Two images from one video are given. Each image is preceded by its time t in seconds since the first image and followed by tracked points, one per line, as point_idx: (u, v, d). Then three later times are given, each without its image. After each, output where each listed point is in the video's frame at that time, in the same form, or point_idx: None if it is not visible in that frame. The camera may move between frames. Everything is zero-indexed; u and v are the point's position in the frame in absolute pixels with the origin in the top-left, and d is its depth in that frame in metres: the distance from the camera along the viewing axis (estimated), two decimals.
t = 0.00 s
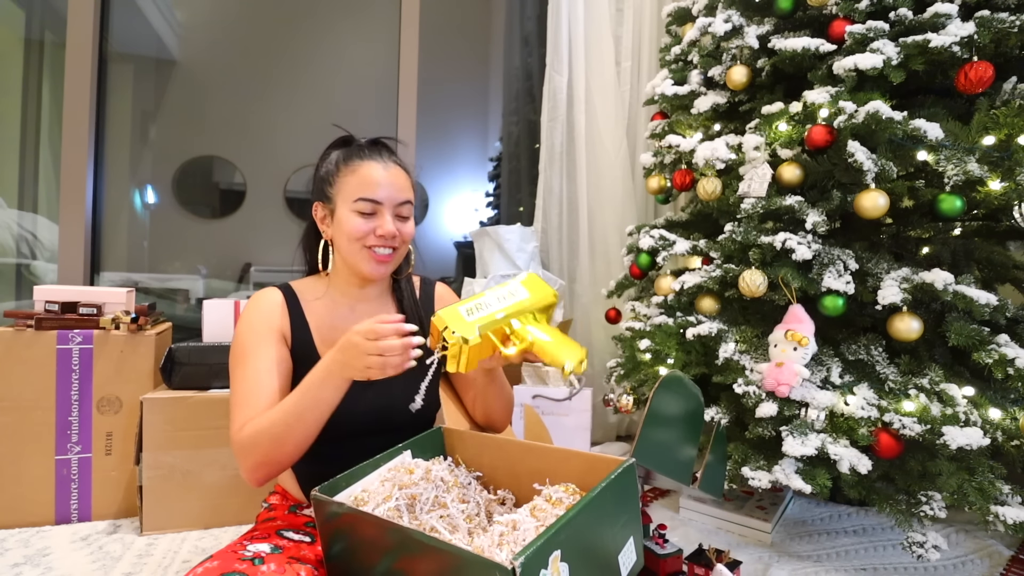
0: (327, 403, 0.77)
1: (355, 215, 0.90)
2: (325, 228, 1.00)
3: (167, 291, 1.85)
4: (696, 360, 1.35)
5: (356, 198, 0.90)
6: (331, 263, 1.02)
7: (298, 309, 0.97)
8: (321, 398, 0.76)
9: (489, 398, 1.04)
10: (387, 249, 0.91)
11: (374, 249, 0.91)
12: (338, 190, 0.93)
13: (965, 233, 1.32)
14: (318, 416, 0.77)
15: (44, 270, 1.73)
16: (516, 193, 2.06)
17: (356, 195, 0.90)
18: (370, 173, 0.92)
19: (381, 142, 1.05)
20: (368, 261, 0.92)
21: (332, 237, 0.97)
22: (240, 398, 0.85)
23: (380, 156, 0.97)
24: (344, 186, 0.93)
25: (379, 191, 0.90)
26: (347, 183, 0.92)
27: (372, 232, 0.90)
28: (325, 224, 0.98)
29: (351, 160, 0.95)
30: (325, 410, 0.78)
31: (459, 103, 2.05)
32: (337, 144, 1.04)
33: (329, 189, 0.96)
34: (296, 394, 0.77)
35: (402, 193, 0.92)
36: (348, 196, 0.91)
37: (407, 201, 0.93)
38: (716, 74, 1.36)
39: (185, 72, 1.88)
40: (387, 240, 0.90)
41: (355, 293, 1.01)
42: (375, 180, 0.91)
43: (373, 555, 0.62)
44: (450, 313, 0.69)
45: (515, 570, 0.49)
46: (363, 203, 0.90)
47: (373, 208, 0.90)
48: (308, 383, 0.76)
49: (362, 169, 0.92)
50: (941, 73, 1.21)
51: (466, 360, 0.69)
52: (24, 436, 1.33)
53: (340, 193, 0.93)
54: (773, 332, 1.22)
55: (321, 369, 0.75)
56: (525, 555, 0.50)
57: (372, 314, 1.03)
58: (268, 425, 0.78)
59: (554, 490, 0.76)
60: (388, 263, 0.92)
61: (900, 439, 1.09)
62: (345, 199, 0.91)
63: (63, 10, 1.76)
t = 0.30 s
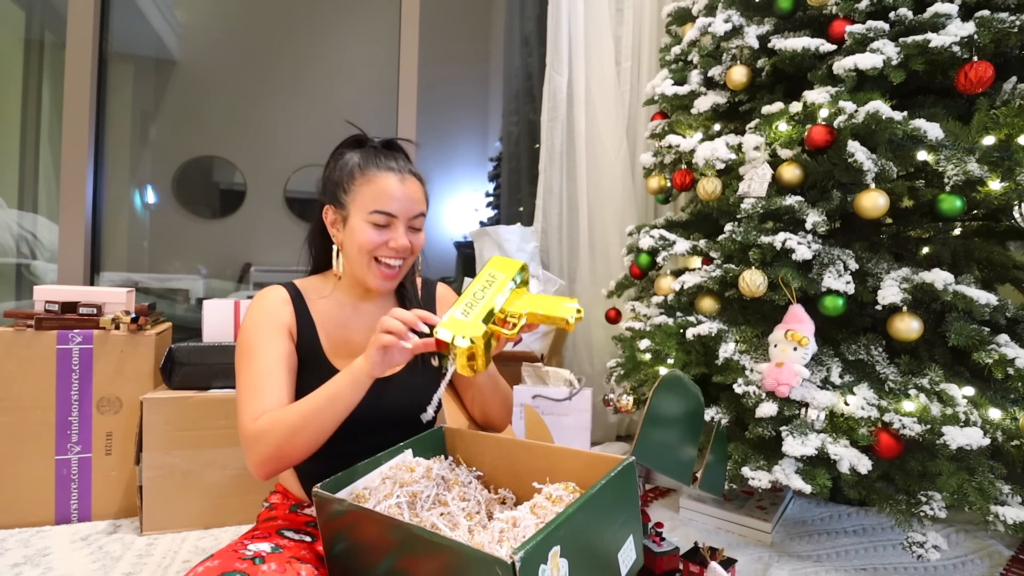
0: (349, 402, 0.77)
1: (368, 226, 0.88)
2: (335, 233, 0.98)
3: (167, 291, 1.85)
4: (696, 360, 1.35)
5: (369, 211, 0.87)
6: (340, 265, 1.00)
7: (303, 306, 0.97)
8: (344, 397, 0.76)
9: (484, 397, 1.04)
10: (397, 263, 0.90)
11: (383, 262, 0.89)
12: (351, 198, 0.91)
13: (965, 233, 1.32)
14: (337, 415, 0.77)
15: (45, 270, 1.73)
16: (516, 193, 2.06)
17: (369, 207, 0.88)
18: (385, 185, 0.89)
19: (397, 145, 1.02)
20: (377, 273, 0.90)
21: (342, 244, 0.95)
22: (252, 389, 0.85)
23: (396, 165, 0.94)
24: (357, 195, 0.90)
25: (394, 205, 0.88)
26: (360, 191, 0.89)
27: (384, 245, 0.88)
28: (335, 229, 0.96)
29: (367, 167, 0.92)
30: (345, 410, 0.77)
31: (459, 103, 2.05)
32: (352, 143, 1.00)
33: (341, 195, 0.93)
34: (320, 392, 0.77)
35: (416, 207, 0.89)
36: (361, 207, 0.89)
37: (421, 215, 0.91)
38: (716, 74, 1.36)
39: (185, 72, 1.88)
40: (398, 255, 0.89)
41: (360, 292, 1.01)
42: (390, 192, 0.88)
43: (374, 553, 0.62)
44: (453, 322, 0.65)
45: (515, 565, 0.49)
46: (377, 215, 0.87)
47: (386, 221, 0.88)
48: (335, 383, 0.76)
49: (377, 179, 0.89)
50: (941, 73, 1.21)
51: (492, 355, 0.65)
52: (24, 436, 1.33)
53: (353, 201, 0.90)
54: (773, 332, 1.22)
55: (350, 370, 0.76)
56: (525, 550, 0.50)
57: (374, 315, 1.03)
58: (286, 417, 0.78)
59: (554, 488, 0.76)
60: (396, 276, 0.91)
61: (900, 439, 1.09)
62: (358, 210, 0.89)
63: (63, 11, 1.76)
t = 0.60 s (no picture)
0: (367, 399, 0.74)
1: (372, 236, 0.88)
2: (339, 238, 0.98)
3: (166, 291, 1.85)
4: (696, 360, 1.35)
5: (374, 221, 0.87)
6: (342, 270, 1.01)
7: (308, 305, 0.97)
8: (366, 395, 0.74)
9: (485, 399, 1.03)
10: (400, 272, 0.90)
11: (387, 272, 0.90)
12: (356, 206, 0.90)
13: (965, 233, 1.32)
14: (354, 413, 0.74)
15: (44, 269, 1.73)
16: (516, 193, 2.06)
17: (374, 218, 0.87)
18: (390, 195, 0.88)
19: (403, 150, 1.01)
20: (380, 282, 0.90)
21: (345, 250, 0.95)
22: (263, 374, 0.82)
23: (402, 172, 0.93)
24: (362, 204, 0.90)
25: (399, 216, 0.87)
26: (365, 200, 0.89)
27: (387, 255, 0.88)
28: (339, 234, 0.96)
29: (372, 174, 0.91)
30: (361, 407, 0.74)
31: (460, 103, 2.05)
32: (357, 146, 0.99)
33: (346, 202, 0.93)
34: (341, 385, 0.74)
35: (421, 216, 0.89)
36: (365, 216, 0.88)
37: (425, 225, 0.91)
38: (716, 74, 1.36)
39: (185, 72, 1.88)
40: (402, 265, 0.89)
41: (363, 294, 1.01)
42: (395, 202, 0.87)
43: (375, 551, 0.62)
44: (457, 348, 0.64)
45: (517, 561, 0.49)
46: (381, 225, 0.87)
47: (391, 232, 0.88)
48: (359, 378, 0.74)
49: (382, 188, 0.89)
50: (941, 73, 1.21)
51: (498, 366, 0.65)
52: (24, 436, 1.33)
53: (358, 210, 0.90)
54: (773, 332, 1.22)
55: (376, 370, 0.74)
56: (528, 546, 0.50)
57: (377, 315, 1.04)
58: (303, 406, 0.75)
59: (554, 486, 0.76)
60: (399, 285, 0.91)
61: (900, 439, 1.09)
62: (363, 219, 0.89)
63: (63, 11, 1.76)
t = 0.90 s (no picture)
0: (376, 409, 0.74)
1: (374, 230, 0.88)
2: (340, 235, 0.97)
3: (167, 291, 1.85)
4: (695, 360, 1.35)
5: (376, 215, 0.87)
6: (342, 267, 1.00)
7: (309, 305, 0.97)
8: (376, 404, 0.74)
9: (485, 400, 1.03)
10: (402, 266, 0.89)
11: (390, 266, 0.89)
12: (357, 201, 0.90)
13: (965, 233, 1.32)
14: (360, 420, 0.74)
15: (44, 269, 1.73)
16: (516, 193, 2.06)
17: (376, 211, 0.87)
18: (392, 189, 0.88)
19: (402, 148, 1.02)
20: (382, 277, 0.90)
21: (346, 246, 0.95)
22: (267, 370, 0.81)
23: (403, 168, 0.93)
24: (363, 198, 0.89)
25: (401, 209, 0.87)
26: (366, 194, 0.89)
27: (389, 249, 0.88)
28: (340, 230, 0.95)
29: (373, 169, 0.91)
30: (369, 415, 0.74)
31: (459, 103, 2.05)
32: (356, 144, 0.99)
33: (347, 197, 0.92)
34: (352, 391, 0.75)
35: (422, 210, 0.89)
36: (367, 210, 0.88)
37: (427, 219, 0.91)
38: (716, 74, 1.36)
39: (185, 72, 1.88)
40: (405, 258, 0.89)
41: (365, 292, 1.01)
42: (396, 196, 0.87)
43: (374, 553, 0.62)
44: (484, 343, 0.66)
45: (515, 565, 0.49)
46: (383, 219, 0.87)
47: (393, 225, 0.88)
48: (372, 388, 0.74)
49: (383, 183, 0.89)
50: (941, 73, 1.21)
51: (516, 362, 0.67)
52: (24, 436, 1.33)
53: (359, 204, 0.90)
54: (773, 332, 1.22)
55: (390, 382, 0.74)
56: (525, 550, 0.50)
57: (378, 315, 1.04)
58: (311, 406, 0.74)
59: (554, 488, 0.76)
60: (402, 279, 0.91)
61: (900, 439, 1.09)
62: (365, 213, 0.89)
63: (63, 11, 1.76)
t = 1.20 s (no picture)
0: (380, 413, 0.74)
1: (380, 233, 0.87)
2: (343, 236, 0.97)
3: (167, 291, 1.85)
4: (695, 360, 1.35)
5: (381, 217, 0.87)
6: (347, 268, 1.00)
7: (309, 306, 0.96)
8: (377, 408, 0.74)
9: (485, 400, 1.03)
10: (406, 268, 0.90)
11: (394, 268, 0.89)
12: (362, 202, 0.90)
13: (965, 233, 1.32)
14: (362, 425, 0.74)
15: (44, 270, 1.73)
16: (516, 193, 2.06)
17: (381, 213, 0.87)
18: (397, 191, 0.88)
19: (407, 148, 1.02)
20: (387, 279, 0.90)
21: (350, 246, 0.95)
22: (269, 374, 0.81)
23: (408, 170, 0.93)
24: (369, 200, 0.89)
25: (406, 212, 0.87)
26: (372, 196, 0.89)
27: (395, 251, 0.88)
28: (343, 230, 0.95)
29: (378, 171, 0.91)
30: (373, 419, 0.74)
31: (459, 103, 2.05)
32: (360, 145, 0.99)
33: (351, 199, 0.92)
34: (354, 396, 0.74)
35: (428, 213, 0.89)
36: (373, 212, 0.88)
37: (433, 221, 0.91)
38: (716, 74, 1.36)
39: (185, 72, 1.88)
40: (409, 261, 0.89)
41: (367, 293, 1.02)
42: (402, 199, 0.87)
43: (374, 553, 0.62)
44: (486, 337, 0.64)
45: (514, 565, 0.49)
46: (389, 222, 0.87)
47: (398, 228, 0.88)
48: (373, 391, 0.74)
49: (389, 185, 0.89)
50: (941, 73, 1.21)
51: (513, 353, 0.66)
52: (24, 436, 1.33)
53: (364, 206, 0.90)
54: (773, 332, 1.22)
55: (392, 386, 0.74)
56: (524, 550, 0.50)
57: (379, 315, 1.04)
58: (313, 411, 0.74)
59: (553, 488, 0.76)
60: (405, 281, 0.91)
61: (900, 439, 1.09)
62: (370, 215, 0.88)
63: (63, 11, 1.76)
